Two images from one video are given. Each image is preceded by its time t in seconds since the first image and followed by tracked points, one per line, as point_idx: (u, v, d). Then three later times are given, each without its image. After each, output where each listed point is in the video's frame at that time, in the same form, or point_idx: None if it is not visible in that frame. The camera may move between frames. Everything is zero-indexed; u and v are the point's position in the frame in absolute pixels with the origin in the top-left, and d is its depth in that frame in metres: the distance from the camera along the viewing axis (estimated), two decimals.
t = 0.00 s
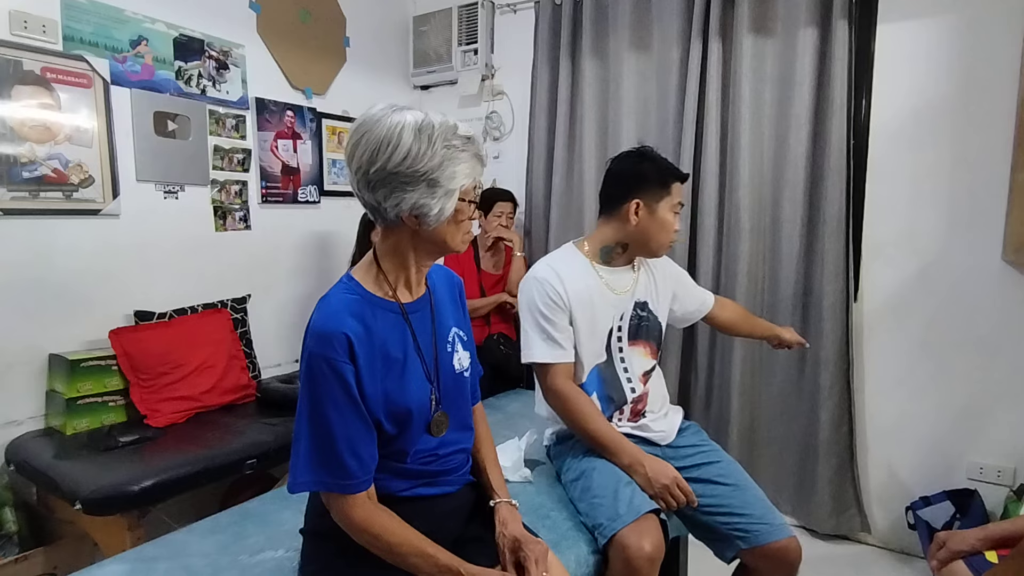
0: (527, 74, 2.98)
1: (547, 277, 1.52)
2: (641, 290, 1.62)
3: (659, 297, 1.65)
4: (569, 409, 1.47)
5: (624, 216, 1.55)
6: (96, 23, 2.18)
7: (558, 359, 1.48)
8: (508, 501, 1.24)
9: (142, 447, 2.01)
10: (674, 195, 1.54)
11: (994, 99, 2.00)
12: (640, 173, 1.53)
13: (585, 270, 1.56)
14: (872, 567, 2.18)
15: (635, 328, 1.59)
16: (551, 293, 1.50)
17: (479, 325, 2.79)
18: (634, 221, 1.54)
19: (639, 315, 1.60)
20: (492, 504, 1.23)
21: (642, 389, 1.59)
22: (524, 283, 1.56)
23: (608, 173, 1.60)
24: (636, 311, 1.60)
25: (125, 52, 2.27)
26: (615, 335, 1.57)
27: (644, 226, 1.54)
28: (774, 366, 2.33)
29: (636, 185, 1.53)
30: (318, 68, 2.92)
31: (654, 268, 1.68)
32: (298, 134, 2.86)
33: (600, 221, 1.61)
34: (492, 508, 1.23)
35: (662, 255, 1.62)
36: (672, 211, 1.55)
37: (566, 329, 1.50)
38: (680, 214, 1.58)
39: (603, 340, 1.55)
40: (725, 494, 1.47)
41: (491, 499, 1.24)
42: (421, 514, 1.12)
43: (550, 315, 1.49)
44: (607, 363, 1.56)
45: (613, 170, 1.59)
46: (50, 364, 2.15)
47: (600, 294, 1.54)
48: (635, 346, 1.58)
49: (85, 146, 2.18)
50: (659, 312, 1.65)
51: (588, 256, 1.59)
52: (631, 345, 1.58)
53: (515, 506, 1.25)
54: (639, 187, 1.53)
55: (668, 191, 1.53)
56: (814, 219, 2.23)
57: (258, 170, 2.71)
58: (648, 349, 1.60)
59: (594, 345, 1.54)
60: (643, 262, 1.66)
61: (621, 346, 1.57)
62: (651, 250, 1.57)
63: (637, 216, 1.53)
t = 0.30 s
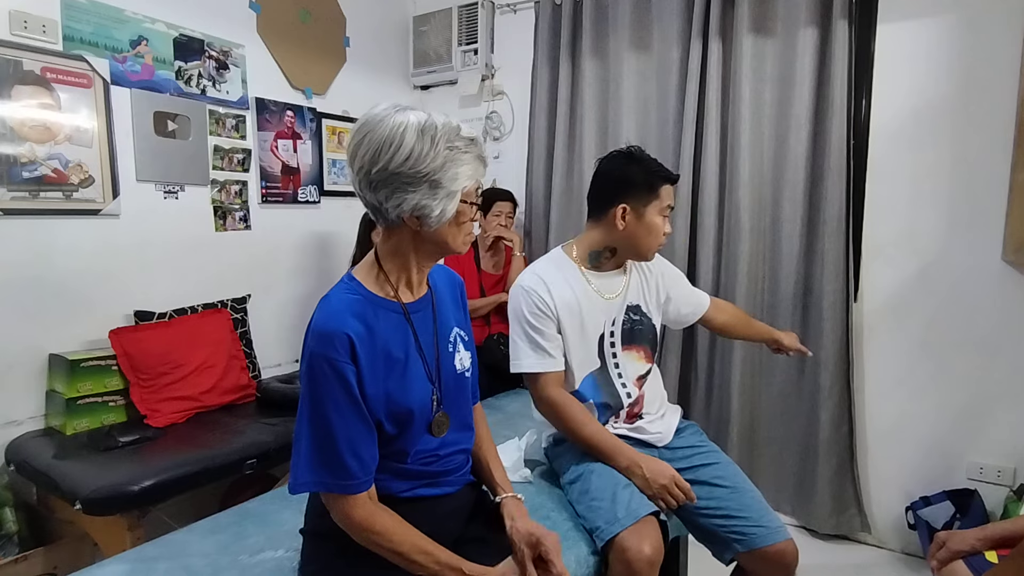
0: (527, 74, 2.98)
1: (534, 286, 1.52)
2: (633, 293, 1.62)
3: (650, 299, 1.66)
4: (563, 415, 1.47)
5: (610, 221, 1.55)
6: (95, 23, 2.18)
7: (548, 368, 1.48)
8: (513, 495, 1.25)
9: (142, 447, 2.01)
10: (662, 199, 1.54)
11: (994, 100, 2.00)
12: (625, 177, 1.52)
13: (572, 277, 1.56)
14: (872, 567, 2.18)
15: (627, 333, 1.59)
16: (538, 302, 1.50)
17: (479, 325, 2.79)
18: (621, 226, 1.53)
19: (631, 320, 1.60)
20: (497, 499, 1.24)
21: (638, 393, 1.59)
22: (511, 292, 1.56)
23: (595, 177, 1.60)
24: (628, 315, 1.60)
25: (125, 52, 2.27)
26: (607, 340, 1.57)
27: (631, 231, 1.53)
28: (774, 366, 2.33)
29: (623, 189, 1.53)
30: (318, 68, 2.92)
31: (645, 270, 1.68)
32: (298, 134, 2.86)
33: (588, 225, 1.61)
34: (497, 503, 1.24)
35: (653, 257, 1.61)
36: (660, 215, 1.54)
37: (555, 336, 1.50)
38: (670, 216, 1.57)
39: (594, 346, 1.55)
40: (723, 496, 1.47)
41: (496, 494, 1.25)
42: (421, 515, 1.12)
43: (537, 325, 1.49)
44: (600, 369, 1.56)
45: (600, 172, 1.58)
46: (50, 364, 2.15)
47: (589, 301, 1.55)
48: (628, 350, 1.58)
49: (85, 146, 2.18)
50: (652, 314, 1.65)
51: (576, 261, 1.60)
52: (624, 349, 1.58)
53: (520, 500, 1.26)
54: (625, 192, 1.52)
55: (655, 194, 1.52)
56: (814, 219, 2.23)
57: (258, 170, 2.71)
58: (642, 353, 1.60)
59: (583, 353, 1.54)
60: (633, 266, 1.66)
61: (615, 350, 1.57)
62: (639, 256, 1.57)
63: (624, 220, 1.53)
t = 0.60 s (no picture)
0: (527, 74, 2.98)
1: (531, 291, 1.52)
2: (632, 295, 1.62)
3: (648, 300, 1.66)
4: (563, 420, 1.47)
5: (607, 223, 1.55)
6: (95, 23, 2.18)
7: (546, 373, 1.48)
8: (518, 500, 1.24)
9: (142, 447, 2.01)
10: (658, 200, 1.53)
11: (994, 100, 2.00)
12: (620, 179, 1.52)
13: (569, 281, 1.56)
14: (872, 567, 2.18)
15: (626, 335, 1.59)
16: (535, 307, 1.50)
17: (479, 325, 2.79)
18: (617, 228, 1.53)
19: (629, 321, 1.60)
20: (502, 504, 1.23)
21: (637, 394, 1.59)
22: (508, 297, 1.57)
23: (590, 180, 1.60)
24: (626, 317, 1.60)
25: (126, 52, 2.27)
26: (606, 342, 1.57)
27: (628, 232, 1.53)
28: (774, 367, 2.34)
29: (618, 191, 1.52)
30: (318, 68, 2.92)
31: (643, 271, 1.68)
32: (298, 134, 2.86)
33: (585, 226, 1.61)
34: (502, 508, 1.24)
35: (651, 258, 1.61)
36: (657, 215, 1.54)
37: (553, 339, 1.50)
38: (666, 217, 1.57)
39: (593, 349, 1.55)
40: (723, 496, 1.47)
41: (501, 499, 1.24)
42: (421, 515, 1.11)
43: (534, 331, 1.50)
44: (600, 371, 1.56)
45: (595, 173, 1.58)
46: (50, 364, 2.15)
47: (586, 303, 1.55)
48: (628, 351, 1.58)
49: (85, 146, 2.18)
50: (650, 314, 1.65)
51: (574, 263, 1.60)
52: (623, 351, 1.58)
53: (525, 504, 1.25)
54: (621, 194, 1.52)
55: (651, 195, 1.52)
56: (814, 219, 2.24)
57: (258, 170, 2.71)
58: (642, 354, 1.60)
59: (581, 358, 1.54)
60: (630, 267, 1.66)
61: (613, 352, 1.57)
62: (637, 257, 1.57)
63: (620, 222, 1.53)
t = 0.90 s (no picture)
0: (527, 73, 2.98)
1: (531, 291, 1.52)
2: (632, 295, 1.62)
3: (649, 300, 1.66)
4: (563, 421, 1.47)
5: (608, 224, 1.55)
6: (96, 23, 2.18)
7: (547, 373, 1.48)
8: (519, 502, 1.25)
9: (142, 447, 2.01)
10: (660, 201, 1.53)
11: (994, 100, 2.00)
12: (623, 180, 1.52)
13: (570, 281, 1.56)
14: (872, 567, 2.18)
15: (626, 335, 1.59)
16: (535, 307, 1.50)
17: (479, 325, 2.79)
18: (618, 229, 1.53)
19: (629, 322, 1.60)
20: (503, 507, 1.23)
21: (638, 394, 1.59)
22: (508, 297, 1.56)
23: (592, 179, 1.60)
24: (627, 317, 1.60)
25: (126, 52, 2.27)
26: (607, 343, 1.57)
27: (629, 233, 1.53)
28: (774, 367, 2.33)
29: (620, 192, 1.52)
30: (318, 68, 2.91)
31: (643, 271, 1.68)
32: (298, 134, 2.86)
33: (585, 227, 1.61)
34: (503, 511, 1.24)
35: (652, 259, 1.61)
36: (659, 217, 1.54)
37: (554, 340, 1.50)
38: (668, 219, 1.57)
39: (593, 349, 1.55)
40: (723, 496, 1.48)
41: (502, 502, 1.24)
42: (422, 515, 1.11)
43: (534, 332, 1.49)
44: (601, 371, 1.56)
45: (597, 173, 1.58)
46: (50, 364, 2.15)
47: (587, 304, 1.55)
48: (628, 352, 1.59)
49: (85, 146, 2.18)
50: (651, 315, 1.65)
51: (574, 264, 1.60)
52: (624, 351, 1.58)
53: (526, 508, 1.25)
54: (623, 195, 1.52)
55: (653, 197, 1.52)
56: (814, 219, 2.24)
57: (258, 170, 2.71)
58: (642, 354, 1.61)
59: (581, 358, 1.54)
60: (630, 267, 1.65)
61: (614, 352, 1.57)
62: (637, 258, 1.57)
63: (621, 223, 1.53)
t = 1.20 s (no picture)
0: (527, 73, 2.98)
1: (534, 290, 1.52)
2: (633, 296, 1.62)
3: (650, 300, 1.66)
4: (564, 421, 1.47)
5: (611, 224, 1.55)
6: (96, 23, 2.18)
7: (547, 372, 1.48)
8: (519, 504, 1.24)
9: (142, 447, 2.01)
10: (664, 203, 1.53)
11: (994, 100, 2.00)
12: (628, 180, 1.52)
13: (572, 281, 1.56)
14: (872, 567, 2.18)
15: (627, 336, 1.59)
16: (537, 307, 1.50)
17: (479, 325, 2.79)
18: (621, 229, 1.54)
19: (631, 322, 1.60)
20: (503, 508, 1.23)
21: (638, 394, 1.59)
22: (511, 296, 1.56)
23: (596, 179, 1.60)
24: (628, 317, 1.60)
25: (126, 52, 2.27)
26: (608, 342, 1.57)
27: (631, 234, 1.54)
28: (774, 367, 2.33)
29: (625, 193, 1.52)
30: (318, 68, 2.92)
31: (645, 272, 1.68)
32: (298, 134, 2.86)
33: (589, 226, 1.61)
34: (504, 512, 1.23)
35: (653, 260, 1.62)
36: (661, 219, 1.54)
37: (555, 340, 1.50)
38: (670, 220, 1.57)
39: (594, 349, 1.55)
40: (724, 496, 1.48)
41: (502, 502, 1.24)
42: (421, 516, 1.11)
43: (536, 330, 1.49)
44: (602, 371, 1.56)
45: (602, 173, 1.58)
46: (50, 364, 2.15)
47: (588, 304, 1.55)
48: (629, 352, 1.59)
49: (85, 146, 2.18)
50: (651, 315, 1.66)
51: (576, 263, 1.60)
52: (624, 351, 1.58)
53: (526, 509, 1.25)
54: (627, 195, 1.52)
55: (657, 199, 1.52)
56: (814, 219, 2.24)
57: (258, 170, 2.71)
58: (643, 354, 1.61)
59: (583, 358, 1.54)
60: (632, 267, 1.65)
61: (615, 352, 1.57)
62: (638, 258, 1.57)
63: (625, 223, 1.53)
